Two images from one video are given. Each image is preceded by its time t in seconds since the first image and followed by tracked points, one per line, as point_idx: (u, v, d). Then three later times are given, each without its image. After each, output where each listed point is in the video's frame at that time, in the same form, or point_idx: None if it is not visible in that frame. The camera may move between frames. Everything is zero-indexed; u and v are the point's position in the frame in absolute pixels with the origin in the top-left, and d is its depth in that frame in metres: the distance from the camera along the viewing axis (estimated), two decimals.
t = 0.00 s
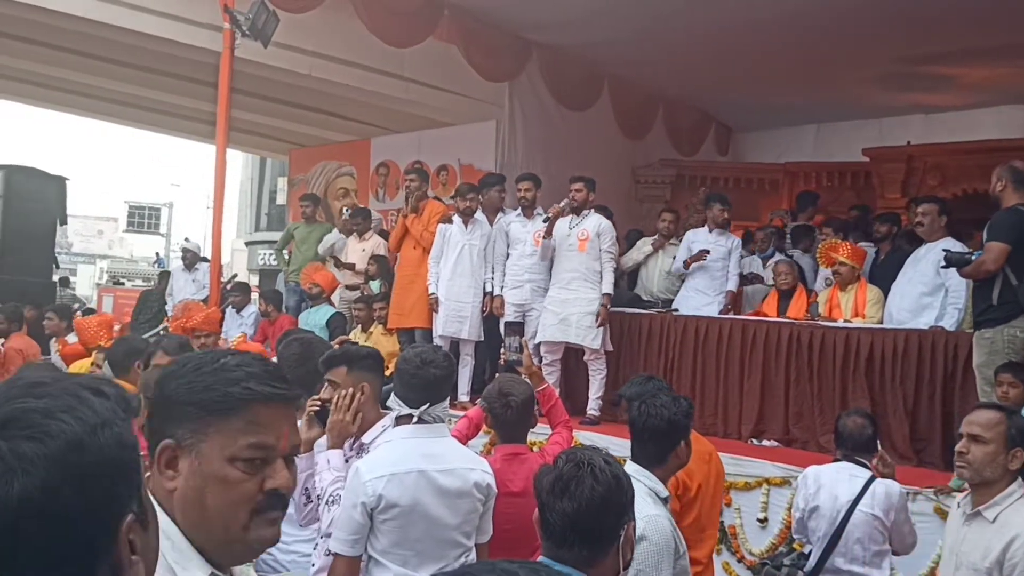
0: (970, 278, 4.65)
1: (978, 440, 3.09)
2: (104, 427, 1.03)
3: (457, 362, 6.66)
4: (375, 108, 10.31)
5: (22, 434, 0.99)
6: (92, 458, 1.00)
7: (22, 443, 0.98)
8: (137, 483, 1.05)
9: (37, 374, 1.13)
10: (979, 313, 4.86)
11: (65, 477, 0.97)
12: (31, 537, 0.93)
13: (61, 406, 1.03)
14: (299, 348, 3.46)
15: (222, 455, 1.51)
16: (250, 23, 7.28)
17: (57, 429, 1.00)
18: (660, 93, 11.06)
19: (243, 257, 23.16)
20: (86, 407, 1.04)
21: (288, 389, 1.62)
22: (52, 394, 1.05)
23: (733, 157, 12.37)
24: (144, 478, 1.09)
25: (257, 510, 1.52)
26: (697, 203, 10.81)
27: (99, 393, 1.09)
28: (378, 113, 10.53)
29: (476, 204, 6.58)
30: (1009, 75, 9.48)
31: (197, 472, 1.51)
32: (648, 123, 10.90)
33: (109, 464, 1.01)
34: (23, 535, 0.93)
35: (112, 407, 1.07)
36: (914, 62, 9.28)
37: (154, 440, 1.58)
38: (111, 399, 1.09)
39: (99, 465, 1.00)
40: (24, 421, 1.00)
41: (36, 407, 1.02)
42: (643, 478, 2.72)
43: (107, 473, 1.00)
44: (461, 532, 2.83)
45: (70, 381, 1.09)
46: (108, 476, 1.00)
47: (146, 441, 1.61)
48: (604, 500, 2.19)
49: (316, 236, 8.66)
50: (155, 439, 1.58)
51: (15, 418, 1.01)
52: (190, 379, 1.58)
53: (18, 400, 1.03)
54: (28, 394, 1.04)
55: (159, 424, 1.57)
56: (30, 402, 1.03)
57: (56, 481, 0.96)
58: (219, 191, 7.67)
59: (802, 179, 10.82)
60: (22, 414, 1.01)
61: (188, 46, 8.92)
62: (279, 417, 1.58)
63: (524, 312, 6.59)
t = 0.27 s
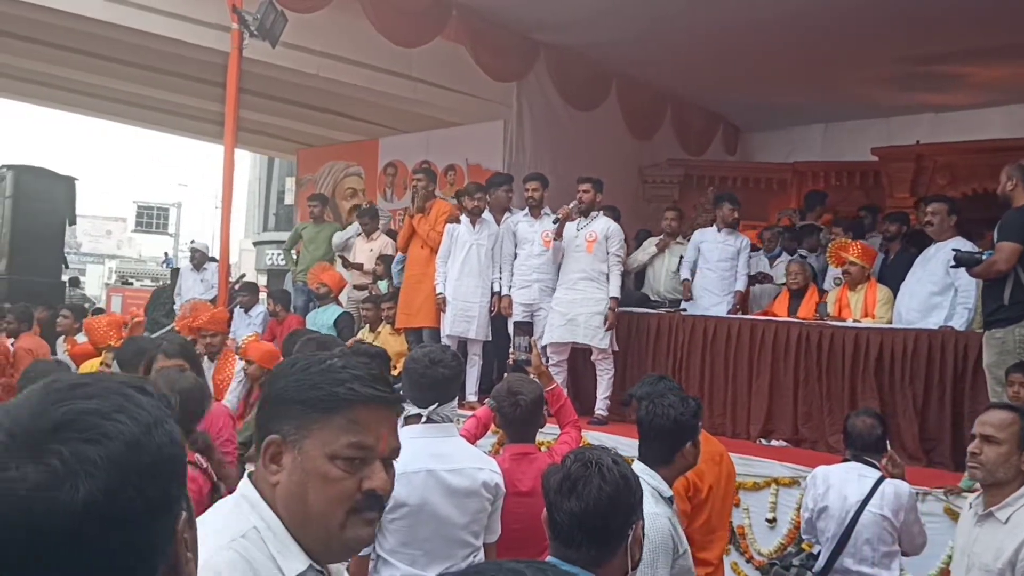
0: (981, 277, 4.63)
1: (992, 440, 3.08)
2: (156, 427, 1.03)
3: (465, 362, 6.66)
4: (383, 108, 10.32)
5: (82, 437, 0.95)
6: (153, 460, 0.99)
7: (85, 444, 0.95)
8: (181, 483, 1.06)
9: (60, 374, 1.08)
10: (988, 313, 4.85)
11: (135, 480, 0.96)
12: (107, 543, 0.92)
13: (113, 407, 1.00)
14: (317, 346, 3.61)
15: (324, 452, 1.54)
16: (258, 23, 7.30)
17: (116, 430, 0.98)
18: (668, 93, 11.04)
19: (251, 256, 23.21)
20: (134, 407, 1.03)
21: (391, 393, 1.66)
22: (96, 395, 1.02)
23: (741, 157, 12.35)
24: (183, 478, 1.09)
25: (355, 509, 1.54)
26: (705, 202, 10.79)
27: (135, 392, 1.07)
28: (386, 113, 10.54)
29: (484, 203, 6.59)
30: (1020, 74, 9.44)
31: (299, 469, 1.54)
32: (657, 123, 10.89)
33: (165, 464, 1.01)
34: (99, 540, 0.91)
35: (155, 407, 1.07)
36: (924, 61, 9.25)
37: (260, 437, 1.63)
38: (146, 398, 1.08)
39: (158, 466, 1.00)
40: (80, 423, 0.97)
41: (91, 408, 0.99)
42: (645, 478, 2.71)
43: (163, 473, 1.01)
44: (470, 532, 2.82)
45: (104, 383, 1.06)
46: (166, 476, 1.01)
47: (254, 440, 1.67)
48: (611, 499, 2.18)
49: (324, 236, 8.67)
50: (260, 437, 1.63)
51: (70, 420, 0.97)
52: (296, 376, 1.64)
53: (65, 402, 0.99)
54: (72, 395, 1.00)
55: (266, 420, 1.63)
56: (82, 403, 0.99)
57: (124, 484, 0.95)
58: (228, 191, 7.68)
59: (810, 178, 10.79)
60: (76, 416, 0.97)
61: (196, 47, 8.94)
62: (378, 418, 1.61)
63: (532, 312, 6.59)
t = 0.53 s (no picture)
0: (990, 277, 4.62)
1: (1001, 441, 3.07)
2: (249, 432, 1.12)
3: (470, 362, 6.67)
4: (389, 108, 10.34)
5: (185, 451, 1.06)
6: (252, 466, 1.09)
7: (189, 459, 1.05)
8: (277, 476, 1.16)
9: (160, 378, 1.18)
10: (997, 313, 4.85)
11: (234, 489, 1.06)
12: (214, 549, 1.04)
13: (209, 417, 1.10)
14: (331, 348, 3.67)
15: (419, 470, 1.53)
16: (264, 23, 7.31)
17: (216, 440, 1.08)
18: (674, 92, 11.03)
19: (257, 256, 23.25)
20: (227, 414, 1.12)
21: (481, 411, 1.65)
22: (192, 405, 1.11)
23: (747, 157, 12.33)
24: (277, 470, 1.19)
25: (447, 528, 1.53)
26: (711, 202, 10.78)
27: (225, 395, 1.17)
28: (391, 113, 10.54)
29: (490, 203, 6.56)
30: None
31: (392, 484, 1.53)
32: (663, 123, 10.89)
33: (261, 466, 1.11)
34: (208, 545, 1.03)
35: (245, 410, 1.16)
36: (931, 61, 9.23)
37: (352, 448, 1.62)
38: (237, 400, 1.18)
39: (254, 470, 1.10)
40: (182, 436, 1.07)
41: (189, 420, 1.09)
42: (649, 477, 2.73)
43: (260, 474, 1.10)
44: (476, 532, 2.84)
45: (198, 389, 1.15)
46: (262, 477, 1.11)
47: (343, 450, 1.66)
48: (616, 500, 2.18)
49: (330, 236, 8.69)
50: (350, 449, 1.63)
51: (171, 434, 1.07)
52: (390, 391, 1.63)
53: (166, 414, 1.09)
54: (171, 407, 1.10)
55: (357, 433, 1.62)
56: (180, 415, 1.09)
57: (226, 493, 1.06)
58: (234, 192, 7.70)
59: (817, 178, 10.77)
60: (177, 430, 1.07)
61: (201, 47, 8.96)
62: (473, 437, 1.59)
63: (538, 312, 6.60)
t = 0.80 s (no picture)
0: (999, 276, 4.60)
1: (1008, 442, 3.02)
2: (288, 443, 1.25)
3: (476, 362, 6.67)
4: (395, 108, 10.35)
5: (225, 454, 1.19)
6: (285, 475, 1.22)
7: (228, 462, 1.18)
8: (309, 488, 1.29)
9: (213, 384, 1.33)
10: (1005, 312, 4.81)
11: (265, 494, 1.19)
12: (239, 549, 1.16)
13: (253, 423, 1.24)
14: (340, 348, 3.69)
15: (562, 513, 1.50)
16: (270, 23, 7.32)
17: (256, 447, 1.21)
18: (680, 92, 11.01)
19: (262, 256, 23.26)
20: (268, 424, 1.25)
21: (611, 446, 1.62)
22: (238, 411, 1.25)
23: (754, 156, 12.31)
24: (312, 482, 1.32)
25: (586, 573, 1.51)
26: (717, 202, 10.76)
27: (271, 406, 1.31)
28: (397, 113, 10.55)
29: (495, 203, 6.57)
30: None
31: (532, 528, 1.49)
32: (669, 122, 10.87)
33: (295, 477, 1.24)
34: (232, 545, 1.16)
35: (288, 422, 1.30)
36: (937, 60, 9.21)
37: (477, 485, 1.56)
38: (281, 411, 1.31)
39: (288, 480, 1.23)
40: (223, 439, 1.20)
41: (234, 425, 1.22)
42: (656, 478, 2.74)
43: (292, 485, 1.23)
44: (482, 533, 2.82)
45: (246, 397, 1.29)
46: (295, 488, 1.24)
47: (458, 483, 1.60)
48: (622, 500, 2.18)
49: (335, 235, 8.71)
50: (470, 486, 1.57)
51: (214, 437, 1.20)
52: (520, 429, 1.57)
53: (212, 416, 1.23)
54: (220, 411, 1.24)
55: (482, 471, 1.56)
56: (225, 419, 1.23)
57: (257, 499, 1.18)
58: (240, 192, 7.70)
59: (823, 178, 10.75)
60: (221, 433, 1.21)
61: (207, 47, 8.98)
62: (609, 478, 1.57)
63: (543, 312, 6.60)
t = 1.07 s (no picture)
0: (1006, 275, 4.58)
1: (1021, 443, 3.02)
2: (236, 434, 1.32)
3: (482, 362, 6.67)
4: (401, 108, 10.37)
5: (168, 445, 1.27)
6: (229, 465, 1.29)
7: (169, 452, 1.26)
8: (262, 478, 1.36)
9: (175, 376, 1.42)
10: (1015, 313, 4.80)
11: (205, 483, 1.26)
12: (181, 537, 1.24)
13: (200, 416, 1.32)
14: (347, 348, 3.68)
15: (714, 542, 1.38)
16: (277, 24, 7.33)
17: (200, 438, 1.29)
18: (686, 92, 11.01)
19: (269, 256, 23.31)
20: (218, 416, 1.33)
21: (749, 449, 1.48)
22: (189, 404, 1.33)
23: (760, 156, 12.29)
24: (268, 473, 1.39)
25: None
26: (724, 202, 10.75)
27: (227, 399, 1.38)
28: (403, 113, 10.56)
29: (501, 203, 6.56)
30: None
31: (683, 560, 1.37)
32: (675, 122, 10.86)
33: (240, 468, 1.30)
34: (170, 534, 1.23)
35: (241, 414, 1.37)
36: (944, 60, 9.21)
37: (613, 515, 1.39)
38: (238, 403, 1.39)
39: (232, 472, 1.29)
40: (168, 431, 1.28)
41: (181, 418, 1.30)
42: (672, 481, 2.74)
43: (238, 476, 1.30)
44: (489, 532, 2.84)
45: (200, 389, 1.38)
46: (240, 478, 1.30)
47: (588, 503, 1.44)
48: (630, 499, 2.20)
49: (341, 235, 8.73)
50: (607, 512, 1.41)
51: (160, 429, 1.29)
52: (667, 455, 1.37)
53: (161, 409, 1.31)
54: (170, 404, 1.33)
55: (620, 497, 1.40)
56: (174, 412, 1.31)
57: (198, 489, 1.25)
58: (246, 192, 7.72)
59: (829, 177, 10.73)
60: (166, 425, 1.29)
61: (215, 48, 9.00)
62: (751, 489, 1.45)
63: (550, 312, 6.58)
